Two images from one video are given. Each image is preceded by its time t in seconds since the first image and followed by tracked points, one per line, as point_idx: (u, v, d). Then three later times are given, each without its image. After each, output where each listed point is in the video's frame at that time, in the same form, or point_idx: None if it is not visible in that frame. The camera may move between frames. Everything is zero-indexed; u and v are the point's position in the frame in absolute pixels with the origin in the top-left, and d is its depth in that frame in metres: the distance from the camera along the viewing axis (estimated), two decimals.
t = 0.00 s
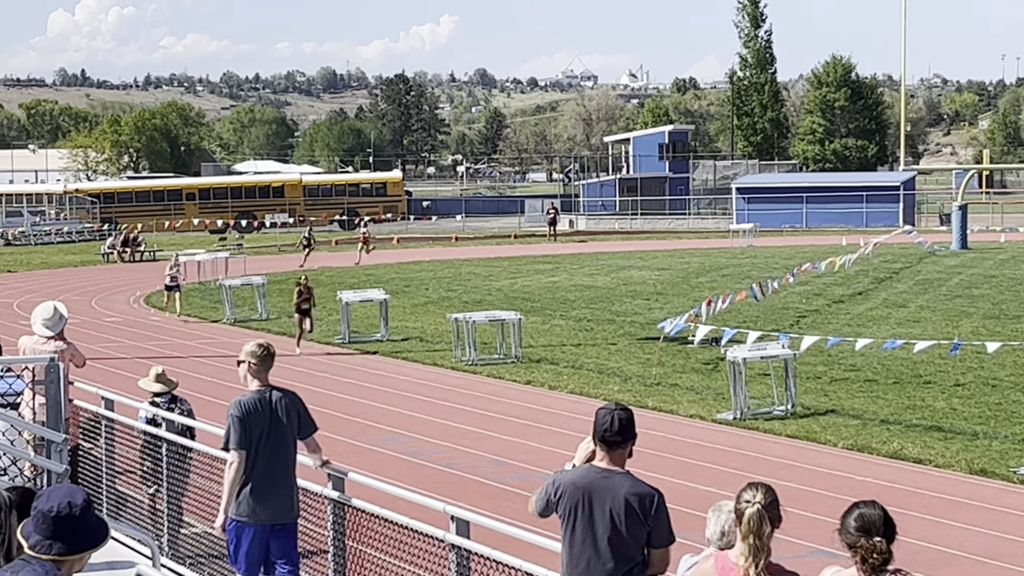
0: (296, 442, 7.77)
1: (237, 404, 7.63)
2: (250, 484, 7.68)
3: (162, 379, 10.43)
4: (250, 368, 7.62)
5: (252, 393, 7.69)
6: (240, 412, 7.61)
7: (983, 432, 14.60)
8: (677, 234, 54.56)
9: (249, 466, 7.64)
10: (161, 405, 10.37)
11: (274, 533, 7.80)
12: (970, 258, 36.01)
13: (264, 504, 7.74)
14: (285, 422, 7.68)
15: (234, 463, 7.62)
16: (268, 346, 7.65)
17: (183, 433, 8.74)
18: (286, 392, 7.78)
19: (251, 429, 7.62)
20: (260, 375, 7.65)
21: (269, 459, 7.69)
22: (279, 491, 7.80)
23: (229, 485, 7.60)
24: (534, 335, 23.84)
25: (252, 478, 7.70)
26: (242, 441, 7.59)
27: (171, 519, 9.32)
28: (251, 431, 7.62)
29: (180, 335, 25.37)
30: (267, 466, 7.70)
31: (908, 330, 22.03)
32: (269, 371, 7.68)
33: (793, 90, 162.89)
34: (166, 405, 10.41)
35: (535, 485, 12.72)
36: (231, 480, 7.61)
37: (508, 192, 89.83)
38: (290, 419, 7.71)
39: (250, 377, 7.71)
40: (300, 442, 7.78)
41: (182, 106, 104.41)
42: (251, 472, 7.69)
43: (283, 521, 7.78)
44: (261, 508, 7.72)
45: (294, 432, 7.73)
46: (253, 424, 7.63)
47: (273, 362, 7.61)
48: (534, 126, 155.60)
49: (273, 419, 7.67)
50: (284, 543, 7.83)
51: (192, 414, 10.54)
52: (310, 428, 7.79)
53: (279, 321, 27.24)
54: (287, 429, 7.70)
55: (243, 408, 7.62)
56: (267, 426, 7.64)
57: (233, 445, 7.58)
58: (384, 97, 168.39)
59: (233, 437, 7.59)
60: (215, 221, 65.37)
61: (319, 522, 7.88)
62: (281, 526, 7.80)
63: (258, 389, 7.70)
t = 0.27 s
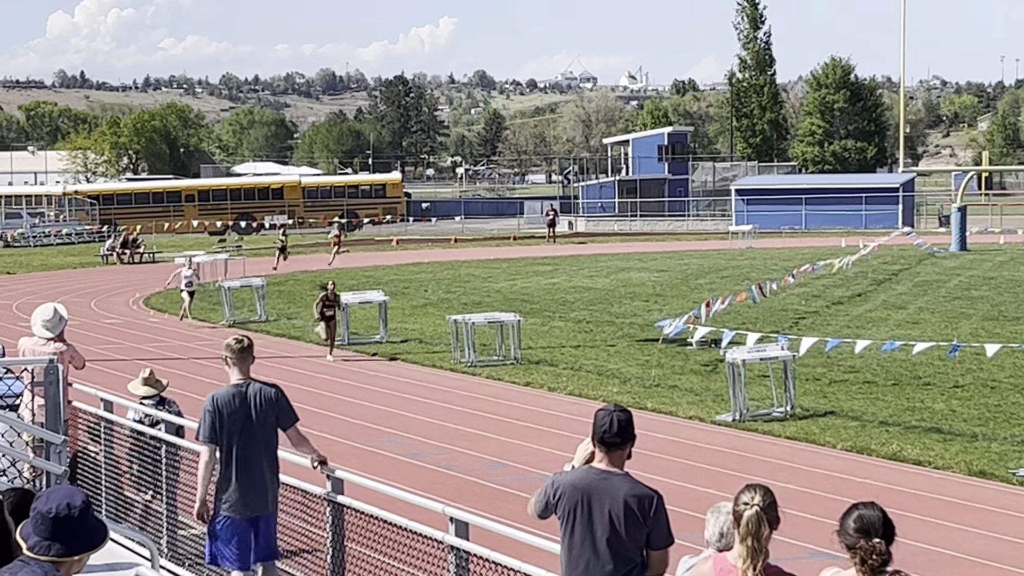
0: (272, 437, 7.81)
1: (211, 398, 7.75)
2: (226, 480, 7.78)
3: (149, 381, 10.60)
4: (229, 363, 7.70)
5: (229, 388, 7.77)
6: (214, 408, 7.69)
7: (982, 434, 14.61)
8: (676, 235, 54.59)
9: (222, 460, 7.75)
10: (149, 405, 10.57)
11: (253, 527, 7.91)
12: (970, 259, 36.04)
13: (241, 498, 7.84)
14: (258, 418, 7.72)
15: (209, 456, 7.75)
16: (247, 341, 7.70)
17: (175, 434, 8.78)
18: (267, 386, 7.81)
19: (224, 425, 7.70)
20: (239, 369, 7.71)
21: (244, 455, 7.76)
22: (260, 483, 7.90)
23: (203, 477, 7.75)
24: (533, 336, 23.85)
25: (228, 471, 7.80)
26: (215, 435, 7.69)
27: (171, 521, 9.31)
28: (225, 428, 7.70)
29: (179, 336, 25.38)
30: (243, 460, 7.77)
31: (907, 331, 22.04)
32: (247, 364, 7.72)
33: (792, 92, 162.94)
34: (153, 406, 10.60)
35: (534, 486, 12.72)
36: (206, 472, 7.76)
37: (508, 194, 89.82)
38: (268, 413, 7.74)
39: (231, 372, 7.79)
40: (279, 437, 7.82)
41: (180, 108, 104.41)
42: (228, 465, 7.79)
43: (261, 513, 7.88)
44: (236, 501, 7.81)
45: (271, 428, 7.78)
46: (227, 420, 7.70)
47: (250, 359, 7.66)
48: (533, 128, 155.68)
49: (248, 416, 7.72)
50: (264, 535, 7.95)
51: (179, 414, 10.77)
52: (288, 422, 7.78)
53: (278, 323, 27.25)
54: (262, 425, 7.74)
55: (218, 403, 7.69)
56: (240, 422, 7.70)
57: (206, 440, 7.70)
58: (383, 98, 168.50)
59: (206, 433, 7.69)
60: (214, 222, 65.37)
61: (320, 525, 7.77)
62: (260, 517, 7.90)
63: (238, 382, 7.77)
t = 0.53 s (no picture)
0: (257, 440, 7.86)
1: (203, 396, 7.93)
2: (211, 480, 7.91)
3: (137, 378, 10.62)
4: (223, 366, 7.83)
5: (223, 389, 7.91)
6: (203, 408, 7.86)
7: (980, 435, 14.61)
8: (675, 236, 54.60)
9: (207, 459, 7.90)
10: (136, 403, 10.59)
11: (240, 527, 8.00)
12: (969, 260, 36.05)
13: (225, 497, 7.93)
14: (243, 421, 7.81)
15: (197, 455, 7.93)
16: (242, 346, 7.80)
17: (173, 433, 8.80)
18: (260, 392, 7.87)
19: (210, 426, 7.86)
20: (231, 372, 7.83)
21: (226, 456, 7.87)
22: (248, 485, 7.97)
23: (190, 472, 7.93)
24: (532, 337, 23.84)
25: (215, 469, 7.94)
26: (200, 434, 7.89)
27: (169, 521, 9.30)
28: (212, 428, 7.87)
29: (178, 337, 25.37)
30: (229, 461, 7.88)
31: (905, 333, 22.04)
32: (240, 367, 7.81)
33: (791, 93, 162.95)
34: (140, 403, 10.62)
35: (533, 487, 12.72)
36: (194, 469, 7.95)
37: (507, 195, 89.82)
38: (252, 417, 7.81)
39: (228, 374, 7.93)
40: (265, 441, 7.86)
41: (179, 109, 104.41)
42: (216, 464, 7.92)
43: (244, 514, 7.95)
44: (217, 501, 7.92)
45: (254, 432, 7.83)
46: (213, 421, 7.85)
47: (238, 363, 7.75)
48: (532, 129, 155.70)
49: (234, 419, 7.83)
50: (250, 535, 8.03)
51: (166, 410, 10.79)
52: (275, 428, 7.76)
53: (277, 323, 27.24)
54: (246, 426, 7.82)
55: (207, 404, 7.86)
56: (225, 423, 7.83)
57: (194, 438, 7.90)
58: (382, 99, 168.53)
59: (194, 432, 7.90)
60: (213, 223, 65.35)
61: (318, 527, 7.77)
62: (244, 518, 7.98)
63: (230, 385, 7.89)
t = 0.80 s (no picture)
0: (249, 435, 7.98)
1: (196, 388, 8.00)
2: (202, 472, 7.98)
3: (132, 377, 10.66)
4: (220, 358, 7.91)
5: (216, 383, 8.00)
6: (197, 400, 7.94)
7: (979, 435, 14.61)
8: (674, 236, 54.58)
9: (199, 451, 7.96)
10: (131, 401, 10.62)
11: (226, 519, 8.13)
12: (967, 260, 36.04)
13: (215, 489, 8.03)
14: (237, 416, 7.91)
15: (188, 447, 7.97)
16: (238, 342, 7.90)
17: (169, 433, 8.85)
18: (254, 389, 8.00)
19: (204, 419, 7.93)
20: (227, 365, 7.91)
21: (218, 450, 7.95)
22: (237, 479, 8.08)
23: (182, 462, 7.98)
24: (531, 337, 23.82)
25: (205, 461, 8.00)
26: (194, 426, 7.94)
27: (167, 522, 9.32)
28: (204, 421, 7.93)
29: (176, 337, 25.35)
30: (220, 454, 7.98)
31: (903, 333, 22.03)
32: (235, 362, 7.90)
33: (788, 93, 162.97)
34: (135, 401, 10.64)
35: (532, 487, 12.71)
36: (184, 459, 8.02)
37: (505, 195, 89.73)
38: (246, 413, 7.92)
39: (222, 370, 8.01)
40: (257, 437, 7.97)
41: (178, 108, 104.31)
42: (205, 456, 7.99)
43: (234, 506, 8.09)
44: (207, 493, 8.00)
45: (247, 428, 7.95)
46: (208, 414, 7.92)
47: (235, 358, 7.85)
48: (531, 130, 155.63)
49: (228, 414, 7.92)
50: (237, 527, 8.17)
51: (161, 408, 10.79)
52: (267, 426, 7.92)
53: (275, 323, 27.23)
54: (239, 423, 7.93)
55: (202, 396, 7.94)
56: (220, 417, 7.92)
57: (187, 429, 7.96)
58: (381, 99, 168.45)
59: (187, 422, 7.95)
60: (212, 222, 65.25)
61: (317, 526, 7.80)
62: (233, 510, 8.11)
63: (225, 379, 7.99)
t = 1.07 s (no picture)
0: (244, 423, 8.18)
1: (188, 381, 8.11)
2: (202, 462, 8.10)
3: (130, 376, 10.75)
4: (207, 350, 8.08)
5: (207, 374, 8.15)
6: (193, 392, 8.06)
7: (979, 433, 14.62)
8: (673, 235, 54.58)
9: (198, 442, 8.08)
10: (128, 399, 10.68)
11: (221, 509, 8.22)
12: (966, 259, 36.05)
13: (212, 478, 8.15)
14: (234, 405, 8.10)
15: (185, 439, 8.05)
16: (228, 332, 8.11)
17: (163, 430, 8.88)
18: (241, 378, 8.22)
19: (201, 410, 8.06)
20: (217, 356, 8.09)
21: (216, 440, 8.11)
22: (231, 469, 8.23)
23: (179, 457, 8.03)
24: (530, 336, 23.83)
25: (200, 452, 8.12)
26: (191, 418, 8.04)
27: (167, 519, 9.31)
28: (200, 411, 8.06)
29: (176, 335, 25.34)
30: (216, 443, 8.12)
31: (902, 331, 22.04)
32: (225, 353, 8.10)
33: (788, 92, 163.06)
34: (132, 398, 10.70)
35: (531, 486, 12.71)
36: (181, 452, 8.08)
37: (505, 194, 89.76)
38: (242, 402, 8.13)
39: (210, 362, 8.17)
40: (250, 425, 8.20)
41: (178, 106, 104.36)
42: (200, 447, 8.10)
43: (232, 495, 8.22)
44: (207, 483, 8.13)
45: (244, 416, 8.16)
46: (205, 405, 8.06)
47: (228, 349, 8.05)
48: (530, 128, 155.69)
49: (224, 402, 8.10)
50: (235, 517, 8.25)
51: (159, 407, 10.80)
52: (261, 411, 8.19)
53: (274, 321, 27.24)
54: (236, 412, 8.12)
55: (196, 388, 8.07)
56: (217, 408, 8.08)
57: (183, 421, 8.05)
58: (380, 97, 168.53)
59: (183, 416, 8.04)
60: (211, 221, 65.30)
61: (316, 525, 7.79)
62: (231, 499, 8.22)
63: (215, 369, 8.16)
